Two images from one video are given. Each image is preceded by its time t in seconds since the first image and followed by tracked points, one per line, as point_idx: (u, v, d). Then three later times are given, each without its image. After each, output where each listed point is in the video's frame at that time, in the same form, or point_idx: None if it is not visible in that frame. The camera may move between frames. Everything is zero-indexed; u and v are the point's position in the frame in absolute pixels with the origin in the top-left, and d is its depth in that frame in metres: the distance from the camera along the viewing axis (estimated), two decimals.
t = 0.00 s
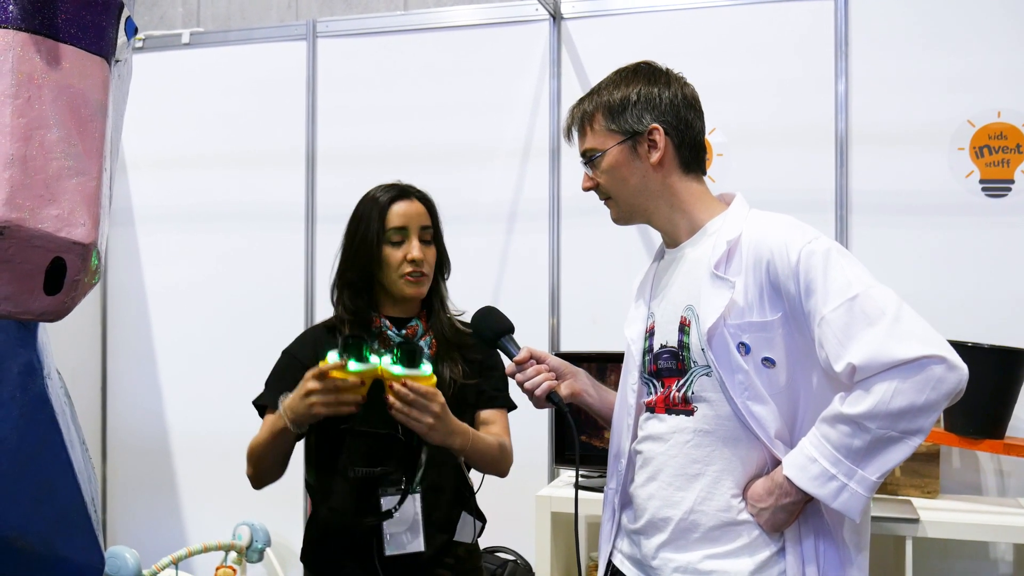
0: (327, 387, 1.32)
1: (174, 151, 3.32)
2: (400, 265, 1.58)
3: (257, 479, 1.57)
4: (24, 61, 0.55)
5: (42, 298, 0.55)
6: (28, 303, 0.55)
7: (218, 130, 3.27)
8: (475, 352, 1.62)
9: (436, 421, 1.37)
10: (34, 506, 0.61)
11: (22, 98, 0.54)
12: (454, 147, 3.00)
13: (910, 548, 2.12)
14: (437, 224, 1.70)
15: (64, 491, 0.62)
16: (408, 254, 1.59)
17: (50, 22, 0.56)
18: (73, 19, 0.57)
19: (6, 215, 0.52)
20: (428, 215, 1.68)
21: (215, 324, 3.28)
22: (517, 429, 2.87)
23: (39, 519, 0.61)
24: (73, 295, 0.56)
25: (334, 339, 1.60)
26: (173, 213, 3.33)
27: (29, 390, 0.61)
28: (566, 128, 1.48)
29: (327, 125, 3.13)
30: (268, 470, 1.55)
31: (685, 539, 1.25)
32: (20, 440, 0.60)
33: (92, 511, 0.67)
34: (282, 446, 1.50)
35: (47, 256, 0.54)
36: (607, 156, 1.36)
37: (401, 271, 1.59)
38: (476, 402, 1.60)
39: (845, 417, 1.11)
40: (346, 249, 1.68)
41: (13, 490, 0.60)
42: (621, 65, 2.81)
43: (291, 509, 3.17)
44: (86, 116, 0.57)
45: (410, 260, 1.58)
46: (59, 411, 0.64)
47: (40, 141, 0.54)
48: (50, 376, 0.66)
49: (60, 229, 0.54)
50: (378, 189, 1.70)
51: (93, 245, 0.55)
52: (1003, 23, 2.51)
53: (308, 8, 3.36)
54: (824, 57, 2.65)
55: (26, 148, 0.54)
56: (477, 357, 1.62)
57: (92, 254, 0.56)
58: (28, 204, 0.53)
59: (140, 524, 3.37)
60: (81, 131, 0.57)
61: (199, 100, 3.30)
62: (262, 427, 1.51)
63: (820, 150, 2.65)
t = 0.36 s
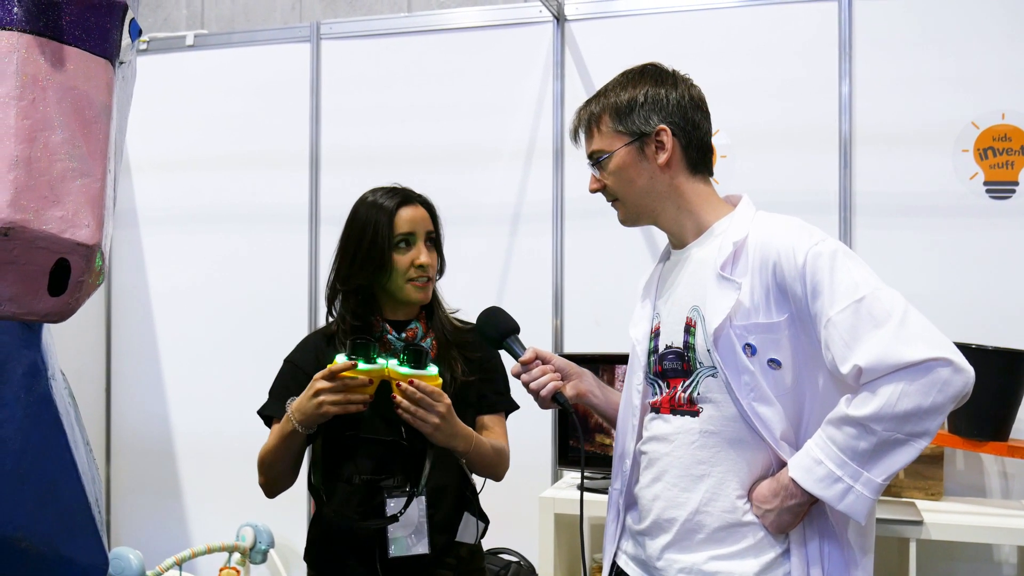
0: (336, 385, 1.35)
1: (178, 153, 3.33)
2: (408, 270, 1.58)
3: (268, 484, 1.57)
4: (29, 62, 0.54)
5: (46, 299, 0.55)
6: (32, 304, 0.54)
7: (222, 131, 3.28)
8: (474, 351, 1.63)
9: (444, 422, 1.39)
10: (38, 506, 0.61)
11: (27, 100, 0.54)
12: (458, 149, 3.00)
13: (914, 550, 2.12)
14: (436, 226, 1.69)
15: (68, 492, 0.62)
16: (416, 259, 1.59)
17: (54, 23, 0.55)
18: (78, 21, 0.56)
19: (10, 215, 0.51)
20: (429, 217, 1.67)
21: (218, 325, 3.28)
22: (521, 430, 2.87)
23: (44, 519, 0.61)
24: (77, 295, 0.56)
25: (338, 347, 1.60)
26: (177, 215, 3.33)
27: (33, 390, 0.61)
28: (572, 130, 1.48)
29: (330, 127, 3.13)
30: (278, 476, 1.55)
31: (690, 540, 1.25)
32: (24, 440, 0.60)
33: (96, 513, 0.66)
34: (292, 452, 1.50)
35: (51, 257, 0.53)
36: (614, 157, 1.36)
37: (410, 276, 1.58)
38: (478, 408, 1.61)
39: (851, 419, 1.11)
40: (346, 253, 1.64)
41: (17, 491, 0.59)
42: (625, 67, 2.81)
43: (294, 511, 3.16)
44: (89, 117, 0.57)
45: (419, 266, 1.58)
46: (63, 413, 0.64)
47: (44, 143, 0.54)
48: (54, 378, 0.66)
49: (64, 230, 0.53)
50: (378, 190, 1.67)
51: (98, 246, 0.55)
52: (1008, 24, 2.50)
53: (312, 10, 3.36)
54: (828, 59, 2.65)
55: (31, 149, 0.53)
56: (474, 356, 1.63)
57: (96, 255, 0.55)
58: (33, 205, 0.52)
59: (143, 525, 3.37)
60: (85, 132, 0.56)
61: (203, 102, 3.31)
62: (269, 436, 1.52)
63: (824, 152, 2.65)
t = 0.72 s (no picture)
0: (350, 379, 1.35)
1: (183, 153, 3.33)
2: (423, 274, 1.58)
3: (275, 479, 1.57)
4: (37, 65, 0.54)
5: (52, 302, 0.53)
6: (39, 307, 0.53)
7: (227, 132, 3.28)
8: (484, 355, 1.63)
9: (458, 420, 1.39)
10: (43, 508, 0.61)
11: (36, 103, 0.53)
12: (462, 151, 3.01)
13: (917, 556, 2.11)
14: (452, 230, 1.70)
15: (73, 494, 0.62)
16: (431, 263, 1.59)
17: (63, 26, 0.55)
18: (87, 25, 0.56)
19: (19, 218, 0.50)
20: (444, 221, 1.68)
21: (222, 326, 3.28)
22: (524, 433, 2.87)
23: (49, 522, 0.61)
24: (84, 299, 0.55)
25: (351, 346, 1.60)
26: (181, 215, 3.33)
27: (39, 392, 0.61)
28: (581, 134, 1.48)
29: (335, 129, 3.14)
30: (285, 470, 1.55)
31: (695, 544, 1.25)
32: (29, 442, 0.60)
33: (101, 514, 0.66)
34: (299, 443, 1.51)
35: (59, 260, 0.52)
36: (623, 161, 1.37)
37: (424, 280, 1.59)
38: (488, 412, 1.61)
39: (859, 425, 1.11)
40: (363, 255, 1.65)
41: (23, 493, 0.60)
42: (630, 70, 2.81)
43: (296, 512, 3.16)
44: (98, 120, 0.56)
45: (433, 270, 1.59)
46: (69, 414, 0.64)
47: (52, 145, 0.53)
48: (60, 380, 0.65)
49: (72, 233, 0.52)
50: (393, 194, 1.67)
51: (105, 249, 0.53)
52: (1015, 30, 2.50)
53: (318, 11, 3.37)
54: (833, 63, 2.64)
55: (39, 152, 0.53)
56: (485, 360, 1.63)
57: (104, 258, 0.54)
58: (41, 208, 0.51)
59: (146, 525, 3.38)
60: (93, 135, 0.56)
61: (208, 103, 3.31)
62: (280, 428, 1.52)
63: (829, 157, 2.65)
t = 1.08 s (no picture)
0: (358, 390, 1.35)
1: (187, 153, 3.34)
2: (431, 272, 1.59)
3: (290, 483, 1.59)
4: (45, 64, 0.54)
5: (62, 301, 0.53)
6: (48, 307, 0.53)
7: (231, 131, 3.28)
8: (493, 354, 1.63)
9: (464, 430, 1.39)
10: (51, 507, 0.61)
11: (43, 103, 0.53)
12: (466, 149, 3.01)
13: (923, 551, 2.11)
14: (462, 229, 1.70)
15: (80, 494, 0.62)
16: (438, 260, 1.59)
17: (69, 25, 0.55)
18: (93, 24, 0.56)
19: (28, 219, 0.50)
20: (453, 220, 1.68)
21: (226, 325, 3.29)
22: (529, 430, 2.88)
23: (58, 521, 0.61)
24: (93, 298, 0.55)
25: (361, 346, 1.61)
26: (186, 214, 3.34)
27: (47, 391, 0.61)
28: (586, 130, 1.48)
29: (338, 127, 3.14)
30: (298, 475, 1.57)
31: (702, 540, 1.25)
32: (37, 441, 0.60)
33: (109, 513, 0.67)
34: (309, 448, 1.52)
35: (67, 259, 0.52)
36: (629, 158, 1.37)
37: (432, 278, 1.59)
38: (499, 412, 1.61)
39: (866, 420, 1.11)
40: (372, 253, 1.66)
41: (31, 492, 0.60)
42: (633, 67, 2.81)
43: (303, 510, 3.17)
44: (104, 121, 0.56)
45: (440, 267, 1.59)
46: (76, 414, 0.64)
47: (59, 146, 0.53)
48: (67, 380, 0.66)
49: (80, 232, 0.52)
50: (403, 193, 1.68)
51: (113, 249, 0.53)
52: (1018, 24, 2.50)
53: (320, 9, 3.37)
54: (837, 59, 2.64)
55: (46, 152, 0.53)
56: (494, 359, 1.63)
57: (111, 258, 0.54)
58: (49, 208, 0.51)
59: (152, 524, 3.38)
60: (100, 136, 0.56)
61: (211, 103, 3.31)
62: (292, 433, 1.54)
63: (833, 153, 2.64)
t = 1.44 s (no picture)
0: (351, 377, 1.36)
1: (187, 155, 3.34)
2: (421, 270, 1.59)
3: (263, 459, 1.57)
4: (46, 67, 0.54)
5: (63, 301, 0.54)
6: (50, 307, 0.53)
7: (231, 133, 3.29)
8: (496, 352, 1.63)
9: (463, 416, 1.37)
10: (54, 508, 0.61)
11: (44, 105, 0.53)
12: (467, 149, 3.01)
13: (925, 550, 2.11)
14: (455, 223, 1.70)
15: (84, 495, 0.63)
16: (427, 258, 1.59)
17: (70, 28, 0.55)
18: (94, 27, 0.56)
19: (30, 220, 0.50)
20: (445, 214, 1.68)
21: (227, 326, 3.29)
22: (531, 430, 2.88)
23: (61, 521, 0.61)
24: (94, 298, 0.55)
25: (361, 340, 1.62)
26: (187, 216, 3.35)
27: (49, 392, 0.61)
28: (593, 125, 1.48)
29: (339, 128, 3.14)
30: (275, 453, 1.55)
31: (704, 539, 1.25)
32: (41, 442, 0.60)
33: (112, 514, 0.67)
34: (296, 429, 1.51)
35: (69, 260, 0.53)
36: (632, 153, 1.37)
37: (423, 275, 1.60)
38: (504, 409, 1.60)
39: (866, 419, 1.11)
40: (368, 254, 1.68)
41: (35, 493, 0.60)
42: (633, 68, 2.81)
43: (305, 511, 3.17)
44: (106, 122, 0.56)
45: (430, 264, 1.59)
46: (79, 415, 0.64)
47: (61, 147, 0.53)
48: (70, 381, 0.66)
49: (82, 234, 0.52)
50: (396, 194, 1.69)
51: (114, 250, 0.54)
52: (1018, 23, 2.50)
53: (321, 10, 3.37)
54: (837, 58, 2.64)
55: (49, 154, 0.53)
56: (497, 358, 1.63)
57: (113, 259, 0.54)
58: (51, 209, 0.52)
59: (154, 525, 3.39)
60: (101, 138, 0.56)
61: (212, 104, 3.32)
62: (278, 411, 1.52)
63: (833, 152, 2.65)
